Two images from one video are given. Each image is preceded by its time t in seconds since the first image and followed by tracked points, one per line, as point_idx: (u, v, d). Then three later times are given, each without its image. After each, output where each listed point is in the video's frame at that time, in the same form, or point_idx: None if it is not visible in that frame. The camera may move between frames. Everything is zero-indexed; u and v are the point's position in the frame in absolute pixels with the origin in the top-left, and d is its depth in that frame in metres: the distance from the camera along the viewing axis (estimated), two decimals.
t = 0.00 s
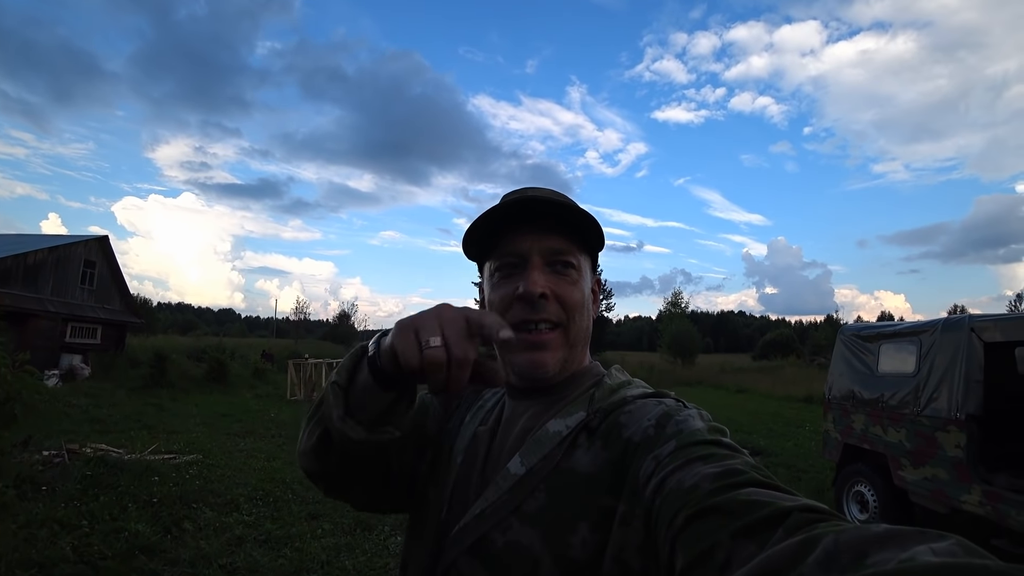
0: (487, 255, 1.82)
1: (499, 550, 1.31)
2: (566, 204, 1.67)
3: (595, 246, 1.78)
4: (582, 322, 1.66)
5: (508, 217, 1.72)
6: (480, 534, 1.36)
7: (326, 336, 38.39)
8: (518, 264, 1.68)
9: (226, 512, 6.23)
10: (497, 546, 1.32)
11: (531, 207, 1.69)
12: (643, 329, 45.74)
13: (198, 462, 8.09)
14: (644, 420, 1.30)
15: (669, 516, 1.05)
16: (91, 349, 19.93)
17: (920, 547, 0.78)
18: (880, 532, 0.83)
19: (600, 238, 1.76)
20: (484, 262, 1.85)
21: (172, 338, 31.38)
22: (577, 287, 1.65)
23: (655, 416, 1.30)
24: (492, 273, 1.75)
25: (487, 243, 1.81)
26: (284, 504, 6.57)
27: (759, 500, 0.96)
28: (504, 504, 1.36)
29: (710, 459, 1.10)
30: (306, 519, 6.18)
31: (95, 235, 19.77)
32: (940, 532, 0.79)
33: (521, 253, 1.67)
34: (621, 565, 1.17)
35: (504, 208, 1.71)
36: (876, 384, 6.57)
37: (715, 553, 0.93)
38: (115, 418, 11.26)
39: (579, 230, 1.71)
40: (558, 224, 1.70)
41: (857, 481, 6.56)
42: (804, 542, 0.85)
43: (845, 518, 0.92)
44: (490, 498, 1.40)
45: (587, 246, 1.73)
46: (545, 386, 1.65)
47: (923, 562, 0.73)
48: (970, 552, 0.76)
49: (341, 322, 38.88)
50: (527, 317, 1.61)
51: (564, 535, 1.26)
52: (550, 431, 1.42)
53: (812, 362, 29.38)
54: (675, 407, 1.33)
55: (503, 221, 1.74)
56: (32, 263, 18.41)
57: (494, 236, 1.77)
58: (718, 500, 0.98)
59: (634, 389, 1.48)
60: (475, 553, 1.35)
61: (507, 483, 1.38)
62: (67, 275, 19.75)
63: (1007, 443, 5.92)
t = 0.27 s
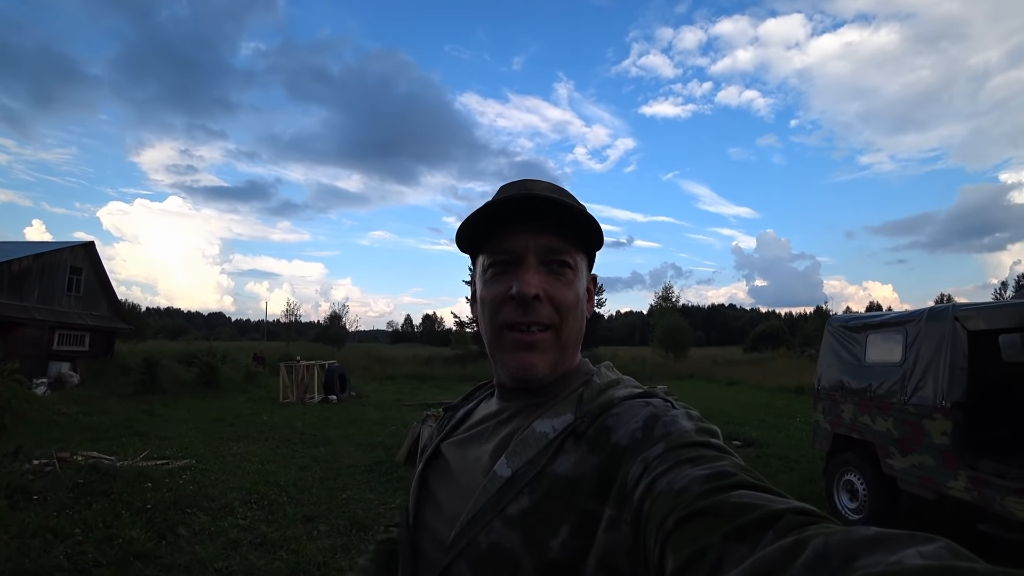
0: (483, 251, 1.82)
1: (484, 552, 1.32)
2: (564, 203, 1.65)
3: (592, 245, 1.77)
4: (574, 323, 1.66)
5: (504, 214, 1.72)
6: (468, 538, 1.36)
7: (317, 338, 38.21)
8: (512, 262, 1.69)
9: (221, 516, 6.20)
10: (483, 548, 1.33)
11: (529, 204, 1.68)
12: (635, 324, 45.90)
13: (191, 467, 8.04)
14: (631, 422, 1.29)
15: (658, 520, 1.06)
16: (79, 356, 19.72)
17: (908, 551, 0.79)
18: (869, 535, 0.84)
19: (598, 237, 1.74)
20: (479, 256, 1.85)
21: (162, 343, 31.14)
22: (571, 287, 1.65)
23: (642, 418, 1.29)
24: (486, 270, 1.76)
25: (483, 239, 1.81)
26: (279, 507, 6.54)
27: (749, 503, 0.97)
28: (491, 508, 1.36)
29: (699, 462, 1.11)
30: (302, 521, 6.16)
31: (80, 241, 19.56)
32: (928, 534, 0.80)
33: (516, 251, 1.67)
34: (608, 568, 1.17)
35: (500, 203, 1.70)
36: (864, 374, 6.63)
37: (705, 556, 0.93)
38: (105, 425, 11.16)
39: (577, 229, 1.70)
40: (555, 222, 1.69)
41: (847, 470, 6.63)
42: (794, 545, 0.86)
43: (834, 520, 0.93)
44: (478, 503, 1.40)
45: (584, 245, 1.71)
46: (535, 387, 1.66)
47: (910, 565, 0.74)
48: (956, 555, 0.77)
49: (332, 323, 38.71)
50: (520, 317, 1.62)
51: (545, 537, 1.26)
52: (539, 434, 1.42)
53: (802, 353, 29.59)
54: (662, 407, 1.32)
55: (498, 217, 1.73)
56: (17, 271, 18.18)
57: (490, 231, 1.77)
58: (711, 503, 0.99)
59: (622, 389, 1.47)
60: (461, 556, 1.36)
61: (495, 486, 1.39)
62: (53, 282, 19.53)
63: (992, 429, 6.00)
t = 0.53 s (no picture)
0: (467, 249, 1.82)
1: (473, 545, 1.32)
2: (545, 201, 1.65)
3: (578, 239, 1.76)
4: (560, 319, 1.67)
5: (485, 212, 1.72)
6: (460, 531, 1.37)
7: (314, 339, 38.15)
8: (495, 260, 1.69)
9: (221, 518, 6.19)
10: (472, 541, 1.33)
11: (511, 201, 1.68)
12: (631, 319, 45.99)
13: (190, 470, 8.03)
14: (618, 415, 1.31)
15: (648, 511, 1.06)
16: (75, 362, 19.64)
17: (891, 529, 0.81)
18: (855, 515, 0.85)
19: (583, 231, 1.74)
20: (464, 254, 1.86)
21: (158, 347, 31.03)
22: (555, 284, 1.66)
23: (629, 410, 1.31)
24: (471, 269, 1.77)
25: (467, 237, 1.81)
26: (279, 508, 6.55)
27: (737, 489, 0.98)
28: (481, 501, 1.37)
29: (686, 451, 1.12)
30: (302, 521, 6.16)
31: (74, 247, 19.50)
32: (911, 513, 0.81)
33: (499, 248, 1.68)
34: (598, 560, 1.16)
35: (481, 203, 1.70)
36: (859, 364, 6.66)
37: (696, 545, 0.93)
38: (103, 430, 11.13)
39: (562, 224, 1.69)
40: (537, 218, 1.68)
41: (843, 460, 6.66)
42: (783, 528, 0.87)
43: (820, 503, 0.95)
44: (470, 496, 1.41)
45: (569, 241, 1.71)
46: (523, 384, 1.67)
47: (895, 543, 0.75)
48: (939, 533, 0.78)
49: (329, 324, 38.65)
50: (504, 315, 1.63)
51: (530, 528, 1.26)
52: (529, 428, 1.43)
53: (799, 345, 29.69)
54: (649, 399, 1.34)
55: (480, 216, 1.73)
56: (10, 278, 18.11)
57: (473, 230, 1.77)
58: (700, 490, 1.00)
59: (611, 381, 1.48)
60: (452, 550, 1.37)
61: (486, 479, 1.40)
62: (47, 289, 19.47)
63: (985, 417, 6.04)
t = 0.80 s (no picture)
0: (462, 246, 1.83)
1: (474, 540, 1.33)
2: (530, 196, 1.64)
3: (571, 232, 1.74)
4: (552, 314, 1.65)
5: (474, 210, 1.72)
6: (461, 526, 1.38)
7: (312, 334, 38.14)
8: (486, 257, 1.70)
9: (220, 513, 6.20)
10: (473, 536, 1.34)
11: (497, 198, 1.68)
12: (629, 317, 46.03)
13: (189, 464, 8.04)
14: (619, 414, 1.30)
15: (652, 511, 1.06)
16: (72, 355, 19.61)
17: (902, 531, 0.81)
18: (864, 517, 0.86)
19: (573, 224, 1.71)
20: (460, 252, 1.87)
21: (156, 341, 31.01)
22: (545, 278, 1.64)
23: (631, 410, 1.30)
24: (466, 266, 1.78)
25: (461, 235, 1.82)
26: (278, 503, 6.55)
27: (744, 491, 0.98)
28: (482, 498, 1.38)
29: (690, 451, 1.12)
30: (301, 517, 6.16)
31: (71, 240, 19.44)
32: (921, 514, 0.82)
33: (488, 245, 1.68)
34: (600, 560, 1.16)
35: (469, 201, 1.71)
36: (857, 364, 6.68)
37: (703, 546, 0.93)
38: (101, 424, 11.12)
39: (550, 219, 1.67)
40: (524, 213, 1.67)
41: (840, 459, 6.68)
42: (791, 530, 0.87)
43: (828, 504, 0.95)
44: (471, 493, 1.42)
45: (560, 234, 1.69)
46: (518, 378, 1.67)
47: (905, 544, 0.76)
48: (949, 534, 0.79)
49: (327, 319, 38.62)
50: (494, 311, 1.63)
51: (528, 524, 1.26)
52: (529, 424, 1.44)
53: (797, 344, 29.72)
54: (650, 398, 1.33)
55: (470, 214, 1.74)
56: (7, 271, 18.05)
57: (466, 228, 1.78)
58: (705, 492, 1.00)
59: (611, 379, 1.48)
60: (453, 544, 1.38)
61: (487, 475, 1.42)
62: (44, 282, 19.41)
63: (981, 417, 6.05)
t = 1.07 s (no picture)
0: (469, 242, 1.83)
1: (481, 535, 1.34)
2: (538, 190, 1.63)
3: (578, 228, 1.74)
4: (561, 309, 1.65)
5: (482, 205, 1.72)
6: (468, 522, 1.38)
7: (305, 328, 38.03)
8: (494, 252, 1.70)
9: (212, 507, 6.18)
10: (480, 532, 1.34)
11: (505, 193, 1.68)
12: (623, 315, 46.14)
13: (180, 458, 8.01)
14: (626, 411, 1.30)
15: (658, 508, 1.07)
16: (62, 347, 19.44)
17: (908, 533, 0.81)
18: (870, 518, 0.86)
19: (580, 219, 1.71)
20: (468, 248, 1.86)
21: (147, 333, 30.84)
22: (554, 274, 1.64)
23: (638, 406, 1.29)
24: (473, 262, 1.78)
25: (468, 231, 1.82)
26: (271, 497, 6.53)
27: (750, 491, 0.98)
28: (490, 494, 1.38)
29: (698, 449, 1.12)
30: (294, 511, 6.15)
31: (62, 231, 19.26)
32: (928, 516, 0.82)
33: (497, 240, 1.68)
34: (605, 558, 1.15)
35: (477, 196, 1.70)
36: (849, 364, 6.72)
37: (708, 543, 0.94)
38: (91, 417, 11.04)
39: (558, 214, 1.67)
40: (532, 208, 1.67)
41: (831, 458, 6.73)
42: (797, 529, 0.87)
43: (835, 505, 0.95)
44: (478, 489, 1.43)
45: (567, 229, 1.69)
46: (527, 374, 1.67)
47: (912, 546, 0.76)
48: (957, 536, 0.78)
49: (320, 313, 38.51)
50: (503, 307, 1.63)
51: (535, 520, 1.26)
52: (536, 422, 1.44)
53: (788, 344, 29.88)
54: (658, 395, 1.33)
55: (477, 208, 1.74)
56: None
57: (474, 224, 1.78)
58: (713, 492, 0.99)
59: (619, 376, 1.47)
60: (460, 539, 1.39)
61: (494, 472, 1.42)
62: (33, 272, 19.24)
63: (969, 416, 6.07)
